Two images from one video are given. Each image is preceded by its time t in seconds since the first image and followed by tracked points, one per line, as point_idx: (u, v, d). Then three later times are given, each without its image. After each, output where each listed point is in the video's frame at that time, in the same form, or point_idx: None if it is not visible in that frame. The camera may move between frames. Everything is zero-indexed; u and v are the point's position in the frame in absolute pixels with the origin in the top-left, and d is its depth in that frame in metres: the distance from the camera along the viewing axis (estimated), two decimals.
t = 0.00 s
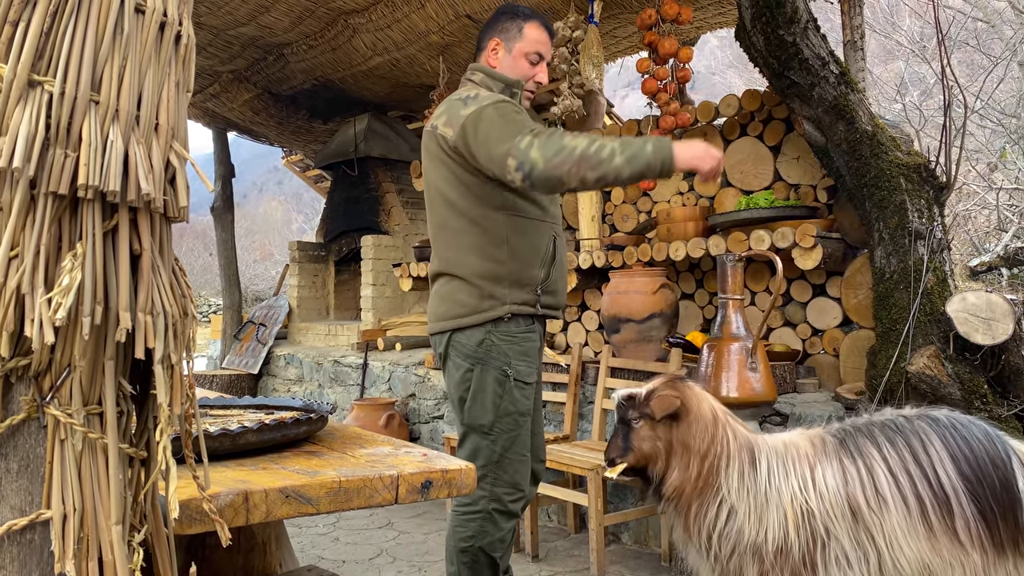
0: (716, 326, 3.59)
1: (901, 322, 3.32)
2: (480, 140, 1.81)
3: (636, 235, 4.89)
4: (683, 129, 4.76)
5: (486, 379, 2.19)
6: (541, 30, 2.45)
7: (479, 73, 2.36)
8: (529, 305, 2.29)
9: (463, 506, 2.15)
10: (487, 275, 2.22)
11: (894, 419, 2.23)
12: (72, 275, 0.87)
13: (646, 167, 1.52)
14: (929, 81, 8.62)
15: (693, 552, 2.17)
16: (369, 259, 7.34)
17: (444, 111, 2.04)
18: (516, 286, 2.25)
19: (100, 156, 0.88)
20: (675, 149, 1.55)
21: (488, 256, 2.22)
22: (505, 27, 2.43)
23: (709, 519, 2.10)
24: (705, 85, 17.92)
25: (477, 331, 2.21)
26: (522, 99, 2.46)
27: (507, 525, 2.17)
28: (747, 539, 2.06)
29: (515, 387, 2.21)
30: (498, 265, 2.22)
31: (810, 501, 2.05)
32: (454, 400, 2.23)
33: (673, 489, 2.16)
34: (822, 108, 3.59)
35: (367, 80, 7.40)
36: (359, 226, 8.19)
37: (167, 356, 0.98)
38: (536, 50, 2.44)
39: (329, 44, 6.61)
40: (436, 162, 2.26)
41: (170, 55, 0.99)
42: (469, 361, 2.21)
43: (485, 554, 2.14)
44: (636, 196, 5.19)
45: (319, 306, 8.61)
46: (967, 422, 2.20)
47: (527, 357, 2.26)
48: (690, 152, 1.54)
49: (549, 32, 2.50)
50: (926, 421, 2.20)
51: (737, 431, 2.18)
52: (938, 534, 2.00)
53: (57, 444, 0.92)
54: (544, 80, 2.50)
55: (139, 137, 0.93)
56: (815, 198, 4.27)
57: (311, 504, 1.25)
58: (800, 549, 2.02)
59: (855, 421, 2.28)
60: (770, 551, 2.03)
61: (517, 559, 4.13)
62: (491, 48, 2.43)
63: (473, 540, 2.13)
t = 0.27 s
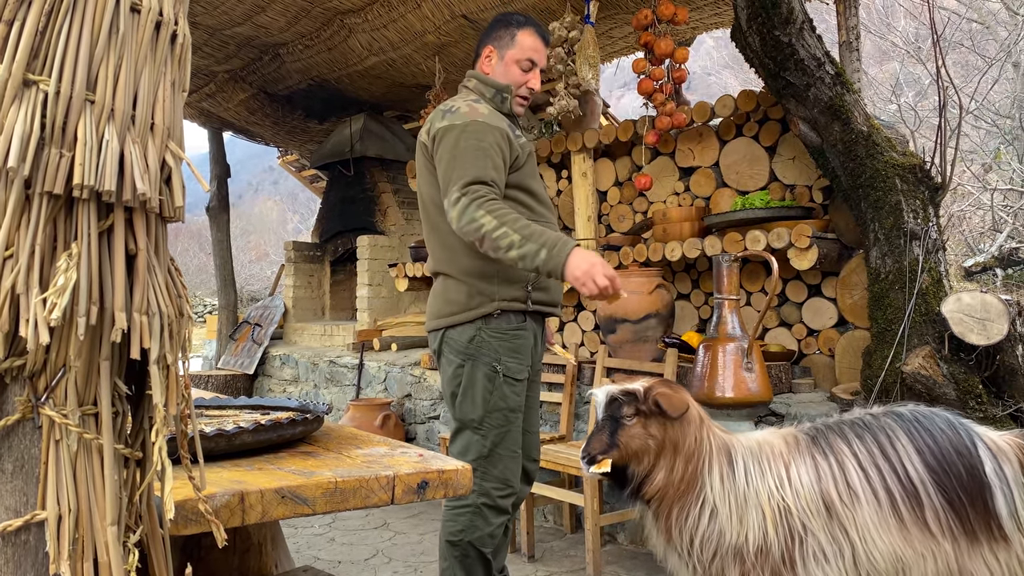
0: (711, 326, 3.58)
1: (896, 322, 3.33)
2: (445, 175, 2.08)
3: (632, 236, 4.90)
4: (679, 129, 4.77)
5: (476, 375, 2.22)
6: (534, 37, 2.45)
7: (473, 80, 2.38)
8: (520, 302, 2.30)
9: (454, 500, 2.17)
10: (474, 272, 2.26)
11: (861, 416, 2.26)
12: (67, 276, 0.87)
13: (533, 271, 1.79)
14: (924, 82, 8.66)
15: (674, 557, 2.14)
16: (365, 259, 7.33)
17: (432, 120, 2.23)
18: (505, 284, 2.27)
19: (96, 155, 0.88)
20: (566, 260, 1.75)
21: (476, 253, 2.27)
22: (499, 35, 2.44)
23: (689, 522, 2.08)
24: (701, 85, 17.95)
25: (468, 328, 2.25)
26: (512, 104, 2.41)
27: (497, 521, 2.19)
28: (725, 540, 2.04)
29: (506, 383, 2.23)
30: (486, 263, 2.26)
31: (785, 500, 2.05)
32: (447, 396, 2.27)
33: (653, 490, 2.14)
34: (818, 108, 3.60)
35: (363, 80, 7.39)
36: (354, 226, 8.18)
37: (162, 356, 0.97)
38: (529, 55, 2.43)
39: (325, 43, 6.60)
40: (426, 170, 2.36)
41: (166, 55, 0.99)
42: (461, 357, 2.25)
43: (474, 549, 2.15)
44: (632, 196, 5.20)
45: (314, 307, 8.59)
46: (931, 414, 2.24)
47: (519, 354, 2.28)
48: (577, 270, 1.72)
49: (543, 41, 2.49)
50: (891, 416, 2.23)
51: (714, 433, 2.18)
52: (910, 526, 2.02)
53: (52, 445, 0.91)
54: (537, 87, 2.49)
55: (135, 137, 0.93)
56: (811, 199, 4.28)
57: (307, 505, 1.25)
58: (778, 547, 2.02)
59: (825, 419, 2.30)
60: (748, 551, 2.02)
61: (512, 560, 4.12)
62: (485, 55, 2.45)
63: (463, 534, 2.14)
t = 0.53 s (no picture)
0: (708, 326, 3.60)
1: (892, 322, 3.34)
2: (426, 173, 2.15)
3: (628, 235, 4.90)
4: (675, 129, 4.77)
5: (464, 373, 2.27)
6: (530, 44, 2.44)
7: (467, 86, 2.41)
8: (502, 302, 2.33)
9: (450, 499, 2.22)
10: (457, 275, 2.33)
11: (830, 415, 2.35)
12: (62, 276, 0.86)
13: (490, 256, 1.79)
14: (919, 82, 8.69)
15: (645, 548, 2.19)
16: (361, 259, 7.32)
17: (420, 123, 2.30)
18: (487, 285, 2.32)
19: (91, 155, 0.88)
20: (520, 243, 1.77)
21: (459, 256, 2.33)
22: (495, 42, 2.45)
23: (660, 513, 2.14)
24: (697, 85, 17.98)
25: (455, 328, 2.31)
26: (506, 109, 2.45)
27: (494, 518, 2.23)
28: (695, 532, 2.10)
29: (494, 379, 2.27)
30: (468, 265, 2.32)
31: (753, 494, 2.12)
32: (439, 396, 2.33)
33: (621, 480, 2.19)
34: (814, 108, 3.61)
35: (359, 79, 7.38)
36: (351, 226, 8.17)
37: (159, 356, 0.97)
38: (523, 63, 2.42)
39: (321, 43, 6.59)
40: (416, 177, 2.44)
41: (161, 54, 0.98)
42: (449, 357, 2.31)
43: (471, 546, 2.19)
44: (628, 196, 5.20)
45: (310, 306, 8.58)
46: (895, 411, 2.34)
47: (507, 350, 2.31)
48: (526, 251, 1.74)
49: (540, 47, 2.48)
50: (858, 415, 2.33)
51: (687, 425, 2.24)
52: (872, 522, 2.11)
53: (47, 446, 0.91)
54: (532, 95, 2.48)
55: (130, 136, 0.93)
56: (807, 198, 4.28)
57: (303, 505, 1.25)
58: (746, 540, 2.08)
59: (795, 418, 2.39)
60: (718, 543, 2.08)
61: (509, 560, 4.12)
62: (481, 61, 2.46)
63: (460, 532, 2.19)
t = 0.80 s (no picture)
0: (704, 326, 3.60)
1: (888, 321, 3.35)
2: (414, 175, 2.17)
3: (624, 235, 4.90)
4: (672, 129, 4.77)
5: (455, 372, 2.29)
6: (525, 48, 2.42)
7: (462, 89, 2.44)
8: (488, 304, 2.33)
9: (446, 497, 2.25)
10: (443, 276, 2.34)
11: (812, 416, 2.36)
12: (57, 275, 0.86)
13: (466, 253, 1.77)
14: (915, 82, 8.72)
15: (624, 546, 2.22)
16: (358, 258, 7.31)
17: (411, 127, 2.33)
18: (474, 286, 2.33)
19: (86, 154, 0.87)
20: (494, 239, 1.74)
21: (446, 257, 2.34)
22: (490, 45, 2.45)
23: (637, 511, 2.16)
24: (693, 85, 18.01)
25: (445, 328, 2.33)
26: (499, 113, 2.45)
27: (489, 517, 2.26)
28: (672, 531, 2.12)
29: (484, 377, 2.29)
30: (456, 266, 2.33)
31: (731, 495, 2.13)
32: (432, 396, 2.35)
33: (599, 475, 2.20)
34: (810, 108, 3.61)
35: (356, 79, 7.37)
36: (347, 226, 8.16)
37: (153, 356, 0.96)
38: (516, 67, 2.41)
39: (317, 42, 6.58)
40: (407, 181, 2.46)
41: (156, 53, 0.98)
42: (440, 358, 2.32)
43: (466, 545, 2.22)
44: (624, 196, 5.20)
45: (306, 306, 8.57)
46: (877, 411, 2.34)
47: (497, 348, 2.32)
48: (498, 245, 1.71)
49: (536, 50, 2.46)
50: (840, 415, 2.33)
51: (668, 423, 2.25)
52: (851, 523, 2.12)
53: (41, 446, 0.90)
54: (525, 100, 2.47)
55: (125, 135, 0.92)
56: (803, 198, 4.29)
57: (299, 506, 1.24)
58: (724, 540, 2.10)
59: (777, 419, 2.40)
60: (695, 542, 2.10)
61: (505, 560, 4.12)
62: (477, 64, 2.48)
63: (456, 530, 2.22)
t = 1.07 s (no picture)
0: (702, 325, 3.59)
1: (886, 321, 3.35)
2: (404, 177, 2.17)
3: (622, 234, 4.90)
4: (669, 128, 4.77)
5: (449, 374, 2.30)
6: (510, 42, 2.41)
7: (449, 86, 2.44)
8: (487, 306, 2.34)
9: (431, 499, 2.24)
10: (441, 278, 2.35)
11: (803, 416, 2.37)
12: (52, 275, 0.85)
13: (461, 256, 1.78)
14: (912, 81, 8.73)
15: (613, 545, 2.19)
16: (355, 258, 7.30)
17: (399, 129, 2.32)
18: (473, 288, 2.33)
19: (80, 153, 0.87)
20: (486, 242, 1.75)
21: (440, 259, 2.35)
22: (477, 40, 2.45)
23: (628, 510, 2.14)
24: (691, 85, 18.05)
25: (440, 329, 2.33)
26: (487, 109, 2.43)
27: (473, 521, 2.24)
28: (663, 532, 2.10)
29: (479, 380, 2.29)
30: (451, 268, 2.33)
31: (723, 496, 2.11)
32: (424, 396, 2.36)
33: (594, 473, 2.18)
34: (807, 108, 3.61)
35: (353, 78, 7.36)
36: (345, 225, 8.15)
37: (149, 356, 0.96)
38: (501, 63, 2.40)
39: (314, 41, 6.57)
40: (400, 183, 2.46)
41: (151, 52, 0.97)
42: (434, 358, 2.33)
43: (447, 548, 2.20)
44: (622, 195, 5.20)
45: (304, 306, 8.56)
46: (866, 412, 2.37)
47: (492, 351, 2.33)
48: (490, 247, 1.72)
49: (522, 46, 2.45)
50: (831, 416, 2.35)
51: (661, 421, 2.22)
52: (844, 524, 2.13)
53: (36, 446, 0.90)
54: (513, 96, 2.44)
55: (120, 134, 0.92)
56: (801, 197, 4.29)
57: (295, 505, 1.24)
58: (716, 541, 2.09)
59: (768, 419, 2.39)
60: (686, 544, 2.08)
61: (503, 559, 4.12)
62: (464, 60, 2.49)
63: (438, 532, 2.20)
